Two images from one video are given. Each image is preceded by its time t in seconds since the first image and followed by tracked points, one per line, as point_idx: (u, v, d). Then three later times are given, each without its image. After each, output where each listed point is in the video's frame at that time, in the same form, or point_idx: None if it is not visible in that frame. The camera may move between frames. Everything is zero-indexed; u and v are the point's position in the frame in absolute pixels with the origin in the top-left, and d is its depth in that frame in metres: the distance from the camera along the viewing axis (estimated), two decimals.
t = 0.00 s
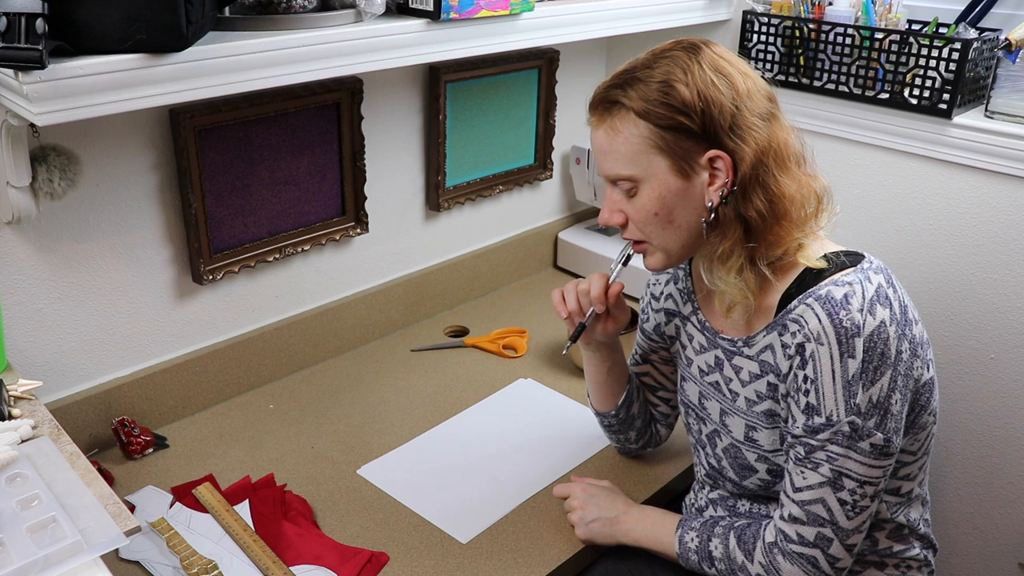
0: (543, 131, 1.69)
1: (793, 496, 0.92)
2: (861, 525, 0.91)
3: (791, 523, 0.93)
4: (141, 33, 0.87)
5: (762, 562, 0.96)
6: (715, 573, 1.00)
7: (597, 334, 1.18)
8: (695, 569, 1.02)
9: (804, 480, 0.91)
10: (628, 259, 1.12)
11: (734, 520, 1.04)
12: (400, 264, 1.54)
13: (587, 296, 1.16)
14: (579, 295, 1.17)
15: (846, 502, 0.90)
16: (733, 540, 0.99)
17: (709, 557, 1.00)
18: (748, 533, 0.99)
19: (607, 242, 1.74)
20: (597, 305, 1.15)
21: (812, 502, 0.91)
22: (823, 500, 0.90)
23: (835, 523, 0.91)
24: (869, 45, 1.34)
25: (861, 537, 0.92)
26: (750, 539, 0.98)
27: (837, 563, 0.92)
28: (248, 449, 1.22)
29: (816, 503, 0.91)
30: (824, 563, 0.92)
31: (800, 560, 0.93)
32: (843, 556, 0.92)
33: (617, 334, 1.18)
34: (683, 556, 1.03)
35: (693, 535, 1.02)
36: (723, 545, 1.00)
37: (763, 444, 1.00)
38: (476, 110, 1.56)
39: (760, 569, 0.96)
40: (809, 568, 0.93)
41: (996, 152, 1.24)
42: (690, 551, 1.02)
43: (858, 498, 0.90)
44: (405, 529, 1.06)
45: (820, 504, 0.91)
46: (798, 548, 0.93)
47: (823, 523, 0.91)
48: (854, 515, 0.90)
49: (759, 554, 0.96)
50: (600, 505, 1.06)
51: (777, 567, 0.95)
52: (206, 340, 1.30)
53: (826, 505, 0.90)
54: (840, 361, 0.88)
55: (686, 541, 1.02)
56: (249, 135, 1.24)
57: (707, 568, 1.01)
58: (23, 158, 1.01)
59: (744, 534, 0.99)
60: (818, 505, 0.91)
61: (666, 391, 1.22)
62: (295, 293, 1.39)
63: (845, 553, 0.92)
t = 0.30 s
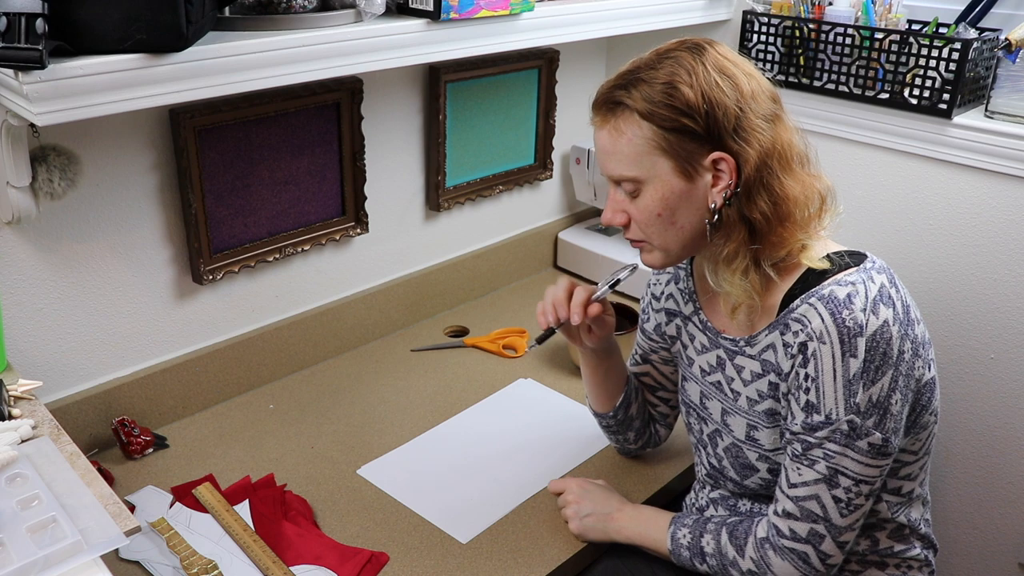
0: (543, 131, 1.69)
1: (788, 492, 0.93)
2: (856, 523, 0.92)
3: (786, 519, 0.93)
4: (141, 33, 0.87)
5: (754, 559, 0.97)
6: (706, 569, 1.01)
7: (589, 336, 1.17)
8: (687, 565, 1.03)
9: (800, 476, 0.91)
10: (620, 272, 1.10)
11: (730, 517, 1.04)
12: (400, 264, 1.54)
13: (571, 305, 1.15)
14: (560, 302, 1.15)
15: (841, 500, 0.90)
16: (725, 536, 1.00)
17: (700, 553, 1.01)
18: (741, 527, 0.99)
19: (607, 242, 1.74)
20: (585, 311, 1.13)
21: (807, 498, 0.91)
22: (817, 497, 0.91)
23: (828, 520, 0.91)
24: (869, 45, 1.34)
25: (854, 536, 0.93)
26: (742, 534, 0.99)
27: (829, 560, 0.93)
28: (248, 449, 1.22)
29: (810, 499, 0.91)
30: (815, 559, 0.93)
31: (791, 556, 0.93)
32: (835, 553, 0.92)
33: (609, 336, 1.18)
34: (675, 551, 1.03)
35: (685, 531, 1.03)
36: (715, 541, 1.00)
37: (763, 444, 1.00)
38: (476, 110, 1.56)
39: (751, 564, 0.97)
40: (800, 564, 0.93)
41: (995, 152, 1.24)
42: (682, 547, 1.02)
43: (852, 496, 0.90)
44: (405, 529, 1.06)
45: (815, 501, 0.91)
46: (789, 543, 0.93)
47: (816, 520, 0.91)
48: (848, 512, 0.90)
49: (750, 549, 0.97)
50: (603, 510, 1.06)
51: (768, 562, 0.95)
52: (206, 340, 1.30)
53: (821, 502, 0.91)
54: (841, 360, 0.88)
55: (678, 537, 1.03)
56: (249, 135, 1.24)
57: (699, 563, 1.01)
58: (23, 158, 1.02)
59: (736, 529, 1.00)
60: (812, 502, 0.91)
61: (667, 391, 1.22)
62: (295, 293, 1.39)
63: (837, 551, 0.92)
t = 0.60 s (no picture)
0: (543, 131, 1.69)
1: (780, 490, 0.93)
2: (847, 523, 0.92)
3: (778, 517, 0.94)
4: (141, 33, 0.87)
5: (744, 557, 0.97)
6: (698, 567, 1.01)
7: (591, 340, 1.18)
8: (680, 563, 1.03)
9: (793, 475, 0.92)
10: (620, 280, 1.12)
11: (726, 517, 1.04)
12: (400, 264, 1.54)
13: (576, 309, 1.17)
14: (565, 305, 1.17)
15: (833, 500, 0.90)
16: (718, 534, 1.00)
17: (693, 551, 1.01)
18: (733, 526, 1.00)
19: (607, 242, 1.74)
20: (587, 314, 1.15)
21: (799, 497, 0.91)
22: (809, 495, 0.91)
23: (819, 519, 0.91)
24: (869, 45, 1.34)
25: (845, 535, 0.93)
26: (734, 532, 0.99)
27: (819, 559, 0.93)
28: (249, 449, 1.22)
29: (802, 498, 0.91)
30: (805, 558, 0.93)
31: (781, 554, 0.94)
32: (825, 553, 0.93)
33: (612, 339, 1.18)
34: (668, 550, 1.03)
35: (679, 529, 1.03)
36: (708, 539, 1.00)
37: (762, 443, 1.00)
38: (476, 110, 1.56)
39: (741, 562, 0.97)
40: (789, 562, 0.94)
41: (996, 152, 1.24)
42: (675, 545, 1.02)
43: (844, 496, 0.90)
44: (405, 529, 1.06)
45: (806, 500, 0.91)
46: (779, 540, 0.94)
47: (807, 519, 0.92)
48: (839, 512, 0.90)
49: (742, 547, 0.97)
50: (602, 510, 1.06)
51: (759, 560, 0.96)
52: (206, 340, 1.30)
53: (812, 500, 0.91)
54: (836, 360, 0.88)
55: (672, 535, 1.03)
56: (249, 135, 1.24)
57: (691, 562, 1.01)
58: (23, 158, 1.01)
59: (728, 528, 1.00)
60: (803, 501, 0.91)
61: (667, 391, 1.22)
62: (295, 293, 1.39)
63: (828, 550, 0.93)
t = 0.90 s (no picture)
0: (543, 131, 1.69)
1: (781, 488, 0.93)
2: (848, 521, 0.91)
3: (778, 515, 0.94)
4: (141, 33, 0.87)
5: (744, 555, 0.97)
6: (699, 568, 1.01)
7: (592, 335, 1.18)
8: (681, 564, 1.03)
9: (793, 473, 0.92)
10: (620, 270, 1.14)
11: (727, 516, 1.04)
12: (400, 264, 1.54)
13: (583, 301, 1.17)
14: (572, 294, 1.18)
15: (833, 498, 0.90)
16: (718, 534, 1.00)
17: (694, 551, 1.01)
18: (733, 526, 1.00)
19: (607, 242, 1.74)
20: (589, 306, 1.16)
21: (799, 495, 0.91)
22: (809, 493, 0.91)
23: (819, 518, 0.91)
24: (869, 45, 1.34)
25: (846, 534, 0.93)
26: (734, 532, 0.99)
27: (819, 557, 0.93)
28: (249, 449, 1.22)
29: (802, 496, 0.91)
30: (806, 556, 0.93)
31: (782, 553, 0.94)
32: (826, 551, 0.93)
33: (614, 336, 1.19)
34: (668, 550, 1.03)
35: (680, 530, 1.03)
36: (708, 538, 1.00)
37: (762, 442, 1.00)
38: (476, 110, 1.56)
39: (742, 561, 0.97)
40: (790, 560, 0.94)
41: (996, 152, 1.24)
42: (676, 546, 1.02)
43: (845, 494, 0.90)
44: (405, 529, 1.06)
45: (807, 498, 0.91)
46: (780, 539, 0.93)
47: (807, 517, 0.91)
48: (840, 510, 0.90)
49: (742, 546, 0.97)
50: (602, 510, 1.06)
51: (759, 559, 0.96)
52: (206, 340, 1.30)
53: (812, 499, 0.91)
54: (837, 358, 0.88)
55: (672, 535, 1.03)
56: (249, 135, 1.24)
57: (692, 562, 1.01)
58: (23, 158, 1.02)
59: (728, 527, 1.00)
60: (804, 499, 0.91)
61: (668, 390, 1.22)
62: (295, 293, 1.39)
63: (829, 549, 0.93)
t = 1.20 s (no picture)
0: (543, 131, 1.69)
1: (781, 487, 0.93)
2: (848, 520, 0.92)
3: (779, 514, 0.94)
4: (141, 33, 0.87)
5: (745, 555, 0.97)
6: (699, 568, 1.01)
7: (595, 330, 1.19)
8: (681, 564, 1.03)
9: (793, 472, 0.92)
10: (626, 257, 1.14)
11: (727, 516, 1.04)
12: (400, 264, 1.54)
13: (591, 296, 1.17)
14: (578, 287, 1.18)
15: (833, 497, 0.90)
16: (719, 533, 1.00)
17: (694, 551, 1.01)
18: (733, 525, 1.00)
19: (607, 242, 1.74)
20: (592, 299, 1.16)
21: (799, 494, 0.91)
22: (809, 492, 0.91)
23: (820, 516, 0.91)
24: (869, 45, 1.34)
25: (846, 533, 0.93)
26: (734, 531, 0.99)
27: (819, 556, 0.93)
28: (249, 449, 1.22)
29: (802, 495, 0.91)
30: (806, 555, 0.93)
31: (782, 552, 0.94)
32: (826, 550, 0.93)
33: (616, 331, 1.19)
34: (668, 550, 1.03)
35: (680, 530, 1.03)
36: (708, 538, 1.00)
37: (763, 442, 1.00)
38: (476, 110, 1.56)
39: (742, 560, 0.97)
40: (790, 559, 0.94)
41: (995, 152, 1.24)
42: (676, 545, 1.02)
43: (844, 493, 0.90)
44: (405, 529, 1.06)
45: (807, 497, 0.91)
46: (780, 538, 0.93)
47: (807, 516, 0.92)
48: (840, 509, 0.90)
49: (742, 545, 0.97)
50: (603, 512, 1.06)
51: (759, 558, 0.96)
52: (206, 340, 1.30)
53: (812, 497, 0.91)
54: (837, 357, 0.88)
55: (673, 534, 1.03)
56: (249, 135, 1.24)
57: (692, 562, 1.01)
58: (23, 158, 1.02)
59: (728, 526, 1.00)
60: (804, 497, 0.91)
61: (668, 391, 1.22)
62: (295, 293, 1.39)
63: (829, 548, 0.93)
